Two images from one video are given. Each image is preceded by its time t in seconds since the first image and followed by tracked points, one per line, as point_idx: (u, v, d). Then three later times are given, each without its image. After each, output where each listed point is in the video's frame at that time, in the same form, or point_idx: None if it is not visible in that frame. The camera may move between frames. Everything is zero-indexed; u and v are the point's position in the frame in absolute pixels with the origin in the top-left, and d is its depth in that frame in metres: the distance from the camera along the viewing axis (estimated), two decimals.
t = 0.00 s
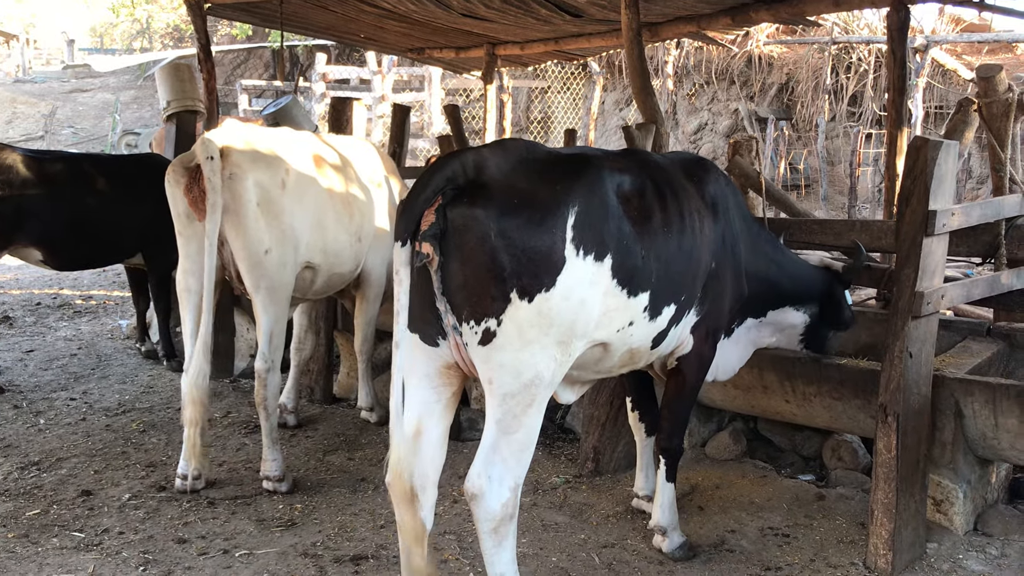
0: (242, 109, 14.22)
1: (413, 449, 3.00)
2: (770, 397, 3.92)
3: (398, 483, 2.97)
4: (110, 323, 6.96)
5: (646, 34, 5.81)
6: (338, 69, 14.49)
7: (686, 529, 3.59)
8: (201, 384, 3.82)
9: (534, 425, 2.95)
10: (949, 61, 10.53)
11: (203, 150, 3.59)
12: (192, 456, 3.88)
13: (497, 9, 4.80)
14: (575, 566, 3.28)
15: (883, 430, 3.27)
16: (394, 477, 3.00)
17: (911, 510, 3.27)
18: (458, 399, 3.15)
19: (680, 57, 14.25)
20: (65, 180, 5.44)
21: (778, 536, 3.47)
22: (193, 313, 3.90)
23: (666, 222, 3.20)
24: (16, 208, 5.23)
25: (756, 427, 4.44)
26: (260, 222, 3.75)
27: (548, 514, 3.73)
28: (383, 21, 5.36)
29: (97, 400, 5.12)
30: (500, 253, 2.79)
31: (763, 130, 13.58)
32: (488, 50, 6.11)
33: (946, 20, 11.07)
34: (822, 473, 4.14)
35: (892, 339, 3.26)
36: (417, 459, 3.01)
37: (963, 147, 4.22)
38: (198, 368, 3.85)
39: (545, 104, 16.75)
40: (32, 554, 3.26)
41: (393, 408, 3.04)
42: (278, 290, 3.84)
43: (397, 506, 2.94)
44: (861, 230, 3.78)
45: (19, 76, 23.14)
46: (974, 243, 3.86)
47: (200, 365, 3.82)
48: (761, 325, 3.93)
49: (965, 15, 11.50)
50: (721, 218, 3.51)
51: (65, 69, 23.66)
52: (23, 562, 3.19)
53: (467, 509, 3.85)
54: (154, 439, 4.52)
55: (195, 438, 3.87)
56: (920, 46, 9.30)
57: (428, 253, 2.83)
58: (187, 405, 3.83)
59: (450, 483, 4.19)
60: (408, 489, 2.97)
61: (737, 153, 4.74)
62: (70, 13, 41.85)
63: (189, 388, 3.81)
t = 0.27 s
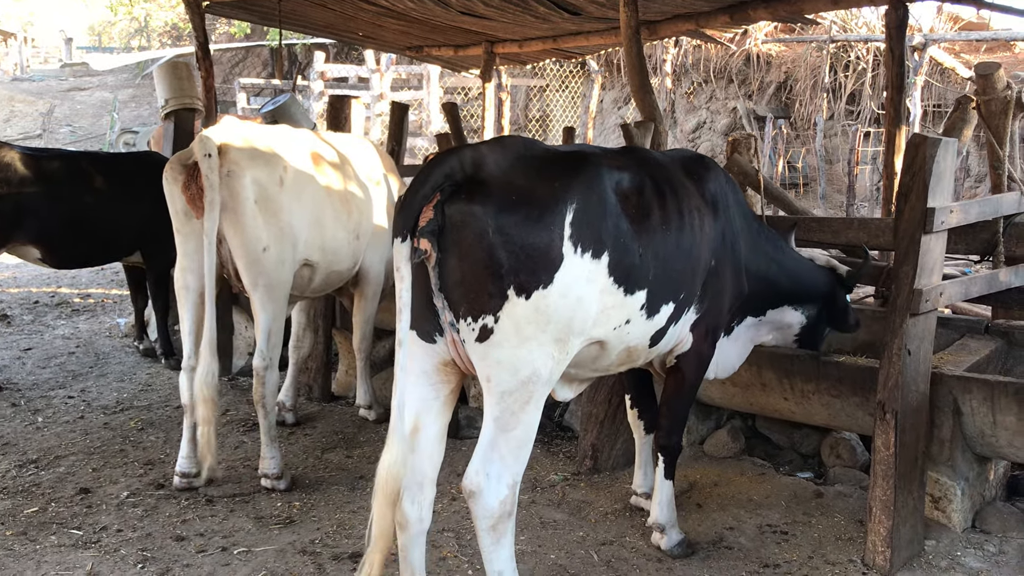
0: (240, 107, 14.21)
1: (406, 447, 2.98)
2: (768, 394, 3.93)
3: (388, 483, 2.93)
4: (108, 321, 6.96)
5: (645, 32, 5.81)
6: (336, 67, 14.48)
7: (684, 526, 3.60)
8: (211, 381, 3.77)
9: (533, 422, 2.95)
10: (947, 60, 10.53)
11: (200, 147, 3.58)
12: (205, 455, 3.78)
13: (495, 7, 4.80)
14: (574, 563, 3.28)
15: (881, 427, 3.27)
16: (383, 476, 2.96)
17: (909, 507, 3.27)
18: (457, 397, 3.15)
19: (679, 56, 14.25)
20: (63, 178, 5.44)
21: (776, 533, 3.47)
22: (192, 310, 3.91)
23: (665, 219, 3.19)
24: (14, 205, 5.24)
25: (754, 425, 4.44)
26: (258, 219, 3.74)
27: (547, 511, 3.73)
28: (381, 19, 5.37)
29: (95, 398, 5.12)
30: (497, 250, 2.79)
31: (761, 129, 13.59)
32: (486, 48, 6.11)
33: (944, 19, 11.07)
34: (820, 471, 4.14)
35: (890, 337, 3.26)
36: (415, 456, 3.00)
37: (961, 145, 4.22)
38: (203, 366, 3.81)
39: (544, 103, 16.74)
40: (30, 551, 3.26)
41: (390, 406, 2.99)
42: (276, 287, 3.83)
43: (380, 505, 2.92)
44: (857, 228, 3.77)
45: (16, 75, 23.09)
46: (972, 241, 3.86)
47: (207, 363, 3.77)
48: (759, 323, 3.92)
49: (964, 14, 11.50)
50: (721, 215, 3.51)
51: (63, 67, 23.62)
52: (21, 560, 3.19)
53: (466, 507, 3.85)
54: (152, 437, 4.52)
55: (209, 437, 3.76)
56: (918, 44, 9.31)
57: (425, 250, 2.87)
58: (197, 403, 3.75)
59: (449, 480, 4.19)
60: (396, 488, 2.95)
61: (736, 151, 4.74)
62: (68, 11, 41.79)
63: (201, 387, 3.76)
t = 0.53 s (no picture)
0: (237, 106, 14.20)
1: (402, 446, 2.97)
2: (765, 393, 3.94)
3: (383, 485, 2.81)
4: (105, 320, 6.95)
5: (642, 31, 5.81)
6: (334, 66, 14.46)
7: (681, 525, 3.59)
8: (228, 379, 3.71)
9: (528, 421, 2.94)
10: (944, 59, 10.53)
11: (196, 146, 3.57)
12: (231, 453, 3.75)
13: (493, 5, 4.79)
14: (570, 562, 3.27)
15: (878, 426, 3.26)
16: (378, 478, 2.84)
17: (906, 506, 3.27)
18: (453, 395, 3.14)
19: (677, 55, 14.24)
20: (60, 176, 5.44)
21: (773, 532, 3.47)
22: (188, 308, 3.90)
23: (661, 217, 3.19)
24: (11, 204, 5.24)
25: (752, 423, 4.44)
26: (254, 218, 3.73)
27: (543, 510, 3.73)
28: (379, 17, 5.36)
29: (92, 397, 5.12)
30: (493, 249, 2.78)
31: (759, 128, 13.58)
32: (484, 46, 6.11)
33: (942, 18, 11.07)
34: (817, 469, 4.14)
35: (887, 335, 3.26)
36: (412, 455, 3.00)
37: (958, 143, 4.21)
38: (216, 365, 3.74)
39: (542, 101, 16.73)
40: (26, 550, 3.25)
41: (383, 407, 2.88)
42: (272, 286, 3.83)
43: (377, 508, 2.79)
44: (855, 226, 3.76)
45: (14, 73, 23.06)
46: (969, 240, 3.87)
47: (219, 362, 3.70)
48: (757, 323, 3.91)
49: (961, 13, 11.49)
50: (718, 213, 3.50)
51: (61, 66, 23.59)
52: (16, 559, 3.18)
53: (462, 506, 3.85)
54: (149, 436, 4.51)
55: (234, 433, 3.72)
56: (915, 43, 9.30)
57: (422, 249, 2.86)
58: (215, 400, 3.69)
59: (445, 479, 4.19)
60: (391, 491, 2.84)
61: (733, 150, 4.73)
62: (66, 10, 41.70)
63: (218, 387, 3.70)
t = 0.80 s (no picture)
0: (234, 105, 14.19)
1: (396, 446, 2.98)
2: (760, 392, 3.95)
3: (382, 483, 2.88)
4: (102, 320, 6.96)
5: (638, 31, 5.82)
6: (331, 66, 14.45)
7: (675, 525, 3.61)
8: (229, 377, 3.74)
9: (521, 421, 2.96)
10: (940, 58, 10.55)
11: (190, 146, 3.57)
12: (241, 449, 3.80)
13: (489, 5, 4.80)
14: (564, 562, 3.28)
15: (871, 426, 3.27)
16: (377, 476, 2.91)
17: (898, 505, 3.28)
18: (446, 396, 3.15)
19: (674, 54, 14.24)
20: (56, 176, 5.44)
21: (767, 532, 3.48)
22: (183, 308, 3.90)
23: (655, 218, 3.19)
24: (7, 204, 5.24)
25: (746, 423, 4.45)
26: (249, 218, 3.74)
27: (538, 510, 3.74)
28: (376, 18, 5.37)
29: (88, 397, 5.12)
30: (486, 250, 2.79)
31: (756, 127, 13.59)
32: (481, 46, 6.11)
33: (939, 17, 11.08)
34: (811, 469, 4.14)
35: (881, 335, 3.27)
36: (406, 455, 3.01)
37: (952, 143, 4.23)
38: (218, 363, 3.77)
39: (539, 101, 16.73)
40: (21, 550, 3.26)
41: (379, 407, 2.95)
42: (266, 286, 3.84)
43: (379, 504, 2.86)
44: (850, 225, 3.78)
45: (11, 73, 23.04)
46: (962, 240, 3.88)
47: (220, 361, 3.73)
48: (753, 326, 3.91)
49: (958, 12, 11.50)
50: (713, 214, 3.51)
51: (58, 65, 23.57)
52: (12, 558, 3.19)
53: (456, 505, 3.86)
54: (144, 436, 4.52)
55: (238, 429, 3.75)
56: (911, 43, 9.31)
57: (415, 250, 2.85)
58: (219, 399, 3.71)
59: (440, 478, 4.20)
60: (390, 488, 2.90)
61: (728, 150, 4.74)
62: (60, 8, 41.58)
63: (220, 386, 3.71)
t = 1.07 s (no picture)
0: (231, 104, 14.17)
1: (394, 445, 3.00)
2: (756, 391, 3.94)
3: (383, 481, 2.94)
4: (99, 319, 6.95)
5: (636, 30, 5.82)
6: (329, 65, 14.43)
7: (672, 523, 3.61)
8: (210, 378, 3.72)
9: (516, 420, 2.95)
10: (937, 57, 10.56)
11: (187, 145, 3.58)
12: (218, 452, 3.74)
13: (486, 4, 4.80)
14: (561, 560, 3.28)
15: (867, 424, 3.28)
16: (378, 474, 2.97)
17: (894, 503, 3.29)
18: (443, 395, 3.15)
19: (671, 53, 14.24)
20: (53, 175, 5.43)
21: (764, 530, 3.48)
22: (180, 307, 3.90)
23: (652, 217, 3.19)
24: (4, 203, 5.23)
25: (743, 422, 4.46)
26: (245, 217, 3.74)
27: (535, 508, 3.74)
28: (373, 16, 5.36)
29: (85, 396, 5.12)
30: (479, 249, 2.79)
31: (754, 126, 13.60)
32: (479, 45, 6.12)
33: (936, 16, 11.08)
34: (808, 467, 4.14)
35: (877, 334, 3.27)
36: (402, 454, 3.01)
37: (949, 142, 4.23)
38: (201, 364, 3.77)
39: (537, 99, 16.72)
40: (18, 549, 3.26)
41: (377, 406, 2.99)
42: (263, 285, 3.84)
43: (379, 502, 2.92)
44: (847, 224, 3.78)
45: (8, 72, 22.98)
46: (959, 238, 3.90)
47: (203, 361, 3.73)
48: (750, 325, 3.93)
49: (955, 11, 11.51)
50: (711, 212, 3.50)
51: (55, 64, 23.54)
52: (8, 557, 3.19)
53: (454, 504, 3.86)
54: (142, 435, 4.52)
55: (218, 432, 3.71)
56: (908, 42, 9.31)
57: (409, 249, 2.86)
58: (199, 400, 3.70)
59: (437, 477, 4.20)
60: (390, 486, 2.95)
61: (725, 149, 4.74)
62: (58, 7, 41.51)
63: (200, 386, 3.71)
